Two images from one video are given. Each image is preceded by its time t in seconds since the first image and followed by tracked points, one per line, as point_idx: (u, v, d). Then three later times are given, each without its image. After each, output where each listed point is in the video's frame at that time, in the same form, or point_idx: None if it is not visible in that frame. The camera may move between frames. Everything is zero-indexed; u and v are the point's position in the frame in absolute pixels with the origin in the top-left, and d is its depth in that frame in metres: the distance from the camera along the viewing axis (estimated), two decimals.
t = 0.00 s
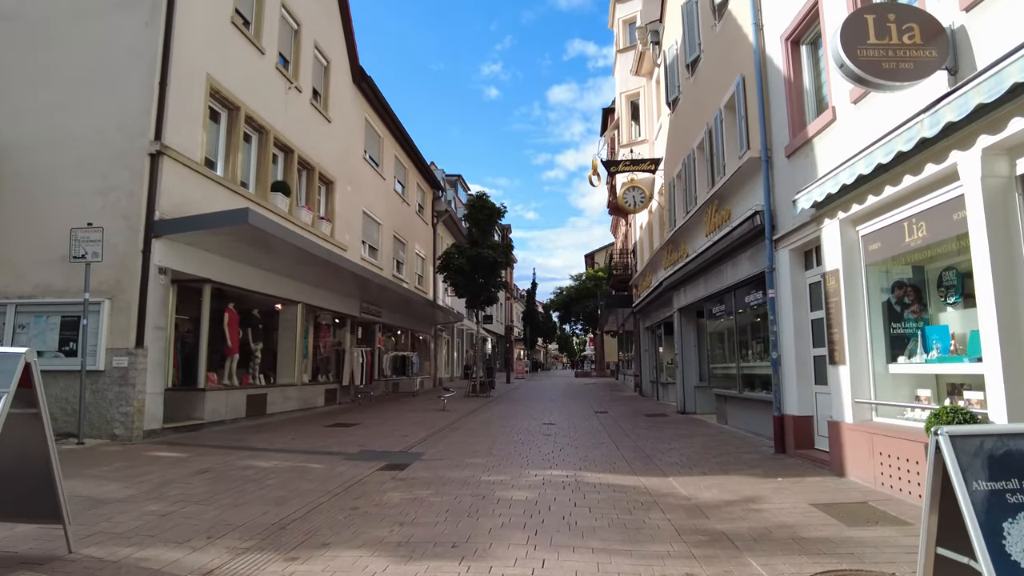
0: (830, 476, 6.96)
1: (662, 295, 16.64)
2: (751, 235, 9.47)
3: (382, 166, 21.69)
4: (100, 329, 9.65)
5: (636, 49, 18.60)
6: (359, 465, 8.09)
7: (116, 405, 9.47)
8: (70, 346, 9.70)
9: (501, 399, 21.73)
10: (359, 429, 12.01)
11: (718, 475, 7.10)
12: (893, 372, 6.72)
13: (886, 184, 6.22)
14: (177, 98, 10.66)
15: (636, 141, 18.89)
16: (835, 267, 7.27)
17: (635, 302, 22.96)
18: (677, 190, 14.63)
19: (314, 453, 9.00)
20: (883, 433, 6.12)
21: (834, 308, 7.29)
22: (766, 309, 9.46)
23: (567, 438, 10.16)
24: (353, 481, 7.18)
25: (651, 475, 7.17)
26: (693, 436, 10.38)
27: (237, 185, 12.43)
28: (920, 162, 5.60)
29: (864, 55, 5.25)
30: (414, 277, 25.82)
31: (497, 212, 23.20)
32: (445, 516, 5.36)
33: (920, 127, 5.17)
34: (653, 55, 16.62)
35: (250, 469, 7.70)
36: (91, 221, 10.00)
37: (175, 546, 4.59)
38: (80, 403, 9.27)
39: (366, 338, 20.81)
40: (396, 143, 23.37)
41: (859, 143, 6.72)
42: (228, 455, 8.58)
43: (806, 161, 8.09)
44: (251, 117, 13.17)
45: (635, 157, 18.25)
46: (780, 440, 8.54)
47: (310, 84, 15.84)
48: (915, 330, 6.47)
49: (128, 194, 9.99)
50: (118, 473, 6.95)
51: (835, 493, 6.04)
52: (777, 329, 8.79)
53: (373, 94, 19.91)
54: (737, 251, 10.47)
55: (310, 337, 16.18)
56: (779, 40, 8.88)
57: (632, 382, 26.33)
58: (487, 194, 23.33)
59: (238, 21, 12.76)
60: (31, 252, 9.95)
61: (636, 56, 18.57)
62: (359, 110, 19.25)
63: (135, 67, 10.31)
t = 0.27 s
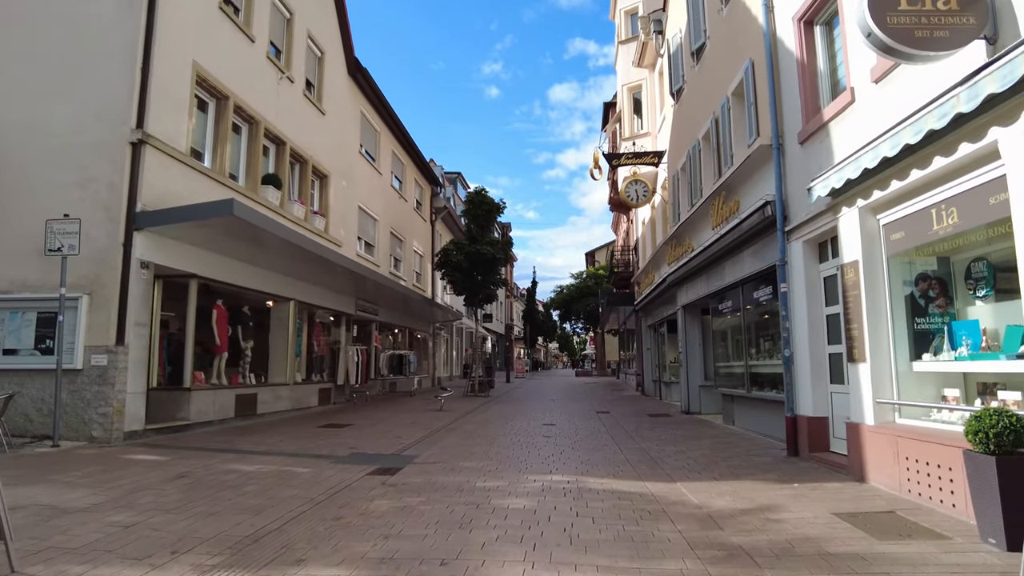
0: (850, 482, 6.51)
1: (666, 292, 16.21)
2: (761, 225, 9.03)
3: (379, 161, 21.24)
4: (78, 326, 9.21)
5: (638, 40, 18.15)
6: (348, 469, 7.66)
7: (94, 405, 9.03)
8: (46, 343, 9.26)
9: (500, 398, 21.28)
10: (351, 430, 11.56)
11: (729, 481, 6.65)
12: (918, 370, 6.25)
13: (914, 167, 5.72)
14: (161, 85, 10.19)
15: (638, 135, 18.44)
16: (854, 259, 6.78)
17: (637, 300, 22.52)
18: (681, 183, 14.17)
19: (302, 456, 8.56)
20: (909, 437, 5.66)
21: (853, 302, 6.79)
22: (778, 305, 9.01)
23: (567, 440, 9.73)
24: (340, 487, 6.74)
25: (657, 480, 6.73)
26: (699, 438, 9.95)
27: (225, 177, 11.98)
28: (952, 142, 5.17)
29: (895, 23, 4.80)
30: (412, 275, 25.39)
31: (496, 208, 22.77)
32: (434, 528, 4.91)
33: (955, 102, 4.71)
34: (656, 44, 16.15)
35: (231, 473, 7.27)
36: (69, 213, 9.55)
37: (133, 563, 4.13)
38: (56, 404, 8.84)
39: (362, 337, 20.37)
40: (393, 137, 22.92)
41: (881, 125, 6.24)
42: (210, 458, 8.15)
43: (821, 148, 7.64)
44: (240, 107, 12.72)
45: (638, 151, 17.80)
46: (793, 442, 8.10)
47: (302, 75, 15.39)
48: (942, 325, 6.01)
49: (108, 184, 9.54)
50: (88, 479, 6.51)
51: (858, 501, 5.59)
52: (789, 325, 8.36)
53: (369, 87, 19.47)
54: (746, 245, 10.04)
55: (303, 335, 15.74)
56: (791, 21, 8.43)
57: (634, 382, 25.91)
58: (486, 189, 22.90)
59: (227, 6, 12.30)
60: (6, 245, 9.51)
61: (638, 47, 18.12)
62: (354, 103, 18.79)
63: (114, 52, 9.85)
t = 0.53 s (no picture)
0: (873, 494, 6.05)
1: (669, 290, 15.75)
2: (773, 219, 8.57)
3: (375, 157, 20.79)
4: (53, 326, 8.76)
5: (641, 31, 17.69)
6: (336, 479, 7.20)
7: (70, 410, 8.57)
8: (20, 344, 8.81)
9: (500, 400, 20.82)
10: (343, 434, 11.10)
11: (743, 492, 6.19)
12: (947, 372, 5.81)
13: (946, 152, 5.27)
14: (143, 73, 9.73)
15: (641, 129, 17.99)
16: (877, 253, 6.31)
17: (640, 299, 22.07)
18: (686, 178, 13.72)
19: (288, 463, 8.09)
20: (942, 445, 5.22)
21: (876, 300, 6.32)
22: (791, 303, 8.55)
23: (569, 446, 9.26)
24: (325, 498, 6.28)
25: (666, 491, 6.27)
26: (707, 443, 9.49)
27: (213, 171, 11.52)
28: (992, 123, 4.71)
29: None
30: (410, 274, 24.93)
31: (495, 206, 22.31)
32: (424, 548, 4.45)
33: (999, 77, 4.29)
34: (659, 36, 15.71)
35: (210, 483, 6.81)
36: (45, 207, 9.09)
37: None
38: (30, 408, 8.38)
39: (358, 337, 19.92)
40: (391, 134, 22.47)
41: (908, 108, 5.79)
42: (191, 466, 7.69)
43: (838, 136, 7.18)
44: (229, 99, 12.26)
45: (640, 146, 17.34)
46: (808, 449, 7.64)
47: (295, 67, 14.93)
48: (972, 325, 5.61)
49: (86, 177, 9.08)
50: (54, 491, 6.06)
51: (887, 516, 5.13)
52: (804, 324, 7.90)
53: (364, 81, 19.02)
54: (756, 241, 9.58)
55: (297, 335, 15.29)
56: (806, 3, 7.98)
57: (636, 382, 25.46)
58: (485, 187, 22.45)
59: None
60: None
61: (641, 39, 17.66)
62: (350, 97, 18.33)
63: (93, 38, 9.39)
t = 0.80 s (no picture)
0: (900, 501, 5.61)
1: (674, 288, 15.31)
2: (787, 210, 8.14)
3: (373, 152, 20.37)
4: (30, 322, 8.35)
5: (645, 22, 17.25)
6: (324, 484, 6.78)
7: (47, 410, 8.16)
8: None
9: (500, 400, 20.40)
10: (336, 436, 10.67)
11: (759, 499, 5.76)
12: (981, 372, 5.36)
13: (985, 130, 4.81)
14: (127, 59, 9.31)
15: (645, 123, 17.55)
16: (903, 243, 5.88)
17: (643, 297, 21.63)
18: (692, 171, 13.28)
19: (275, 467, 7.67)
20: (978, 449, 4.81)
21: (901, 293, 5.88)
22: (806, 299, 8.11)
23: (572, 449, 8.83)
24: (310, 506, 5.85)
25: (677, 499, 5.84)
26: (717, 446, 9.05)
27: (201, 163, 11.11)
28: None
29: None
30: (409, 272, 24.52)
31: (496, 203, 21.88)
32: (412, 564, 4.02)
33: None
34: (664, 27, 15.27)
35: (189, 488, 6.39)
36: (23, 198, 8.69)
37: None
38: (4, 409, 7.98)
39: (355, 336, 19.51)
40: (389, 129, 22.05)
41: (940, 85, 5.36)
42: (171, 470, 7.27)
43: (858, 120, 6.75)
44: (219, 89, 11.85)
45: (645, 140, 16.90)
46: (825, 452, 7.21)
47: (289, 58, 14.50)
48: (1008, 320, 5.12)
49: (65, 166, 8.68)
50: (19, 498, 5.64)
51: (919, 527, 4.70)
52: (820, 321, 7.46)
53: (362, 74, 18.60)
54: (767, 234, 9.15)
55: (291, 333, 14.87)
56: None
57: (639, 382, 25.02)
58: (485, 183, 22.02)
59: None
60: None
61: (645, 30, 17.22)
62: (346, 90, 17.91)
63: (73, 22, 8.97)
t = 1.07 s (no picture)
0: (931, 517, 5.14)
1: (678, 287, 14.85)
2: (801, 203, 7.67)
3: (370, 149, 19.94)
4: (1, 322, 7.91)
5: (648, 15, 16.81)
6: (307, 496, 6.32)
7: (18, 416, 7.72)
8: None
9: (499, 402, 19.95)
10: (327, 442, 10.21)
11: (777, 514, 5.29)
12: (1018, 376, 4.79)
13: None
14: (106, 46, 8.87)
15: (648, 118, 17.11)
16: (933, 236, 5.40)
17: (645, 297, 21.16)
18: (698, 166, 12.82)
19: (258, 477, 7.21)
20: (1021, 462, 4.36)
21: (932, 290, 5.40)
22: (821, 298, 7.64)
23: (572, 456, 8.37)
24: (290, 521, 5.40)
25: (687, 514, 5.38)
26: (726, 453, 8.58)
27: (187, 156, 10.67)
28: None
29: None
30: (407, 272, 24.08)
31: (495, 201, 21.43)
32: None
33: None
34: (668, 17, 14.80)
35: (161, 501, 5.94)
36: None
37: None
38: None
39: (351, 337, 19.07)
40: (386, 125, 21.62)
41: (975, 64, 4.91)
42: (146, 480, 6.82)
43: (879, 106, 6.29)
44: (207, 81, 11.41)
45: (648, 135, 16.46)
46: (844, 462, 6.74)
47: (282, 49, 14.07)
48: None
49: (40, 157, 8.25)
50: None
51: (958, 550, 4.23)
52: (838, 321, 6.99)
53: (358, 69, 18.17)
54: (779, 229, 8.69)
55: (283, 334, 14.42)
56: None
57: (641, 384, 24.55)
58: (485, 181, 21.57)
59: None
60: None
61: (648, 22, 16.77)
62: (341, 84, 17.47)
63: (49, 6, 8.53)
